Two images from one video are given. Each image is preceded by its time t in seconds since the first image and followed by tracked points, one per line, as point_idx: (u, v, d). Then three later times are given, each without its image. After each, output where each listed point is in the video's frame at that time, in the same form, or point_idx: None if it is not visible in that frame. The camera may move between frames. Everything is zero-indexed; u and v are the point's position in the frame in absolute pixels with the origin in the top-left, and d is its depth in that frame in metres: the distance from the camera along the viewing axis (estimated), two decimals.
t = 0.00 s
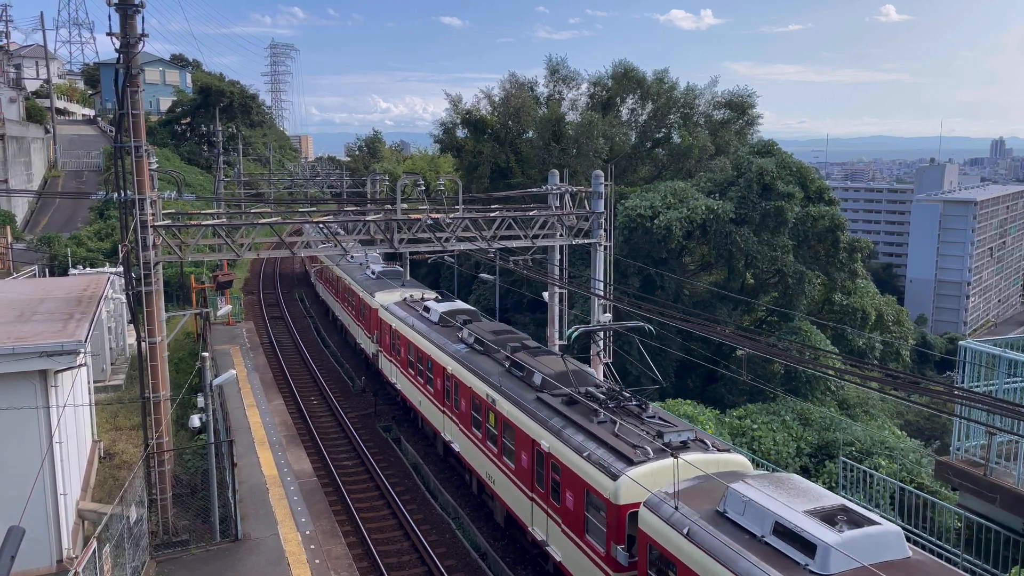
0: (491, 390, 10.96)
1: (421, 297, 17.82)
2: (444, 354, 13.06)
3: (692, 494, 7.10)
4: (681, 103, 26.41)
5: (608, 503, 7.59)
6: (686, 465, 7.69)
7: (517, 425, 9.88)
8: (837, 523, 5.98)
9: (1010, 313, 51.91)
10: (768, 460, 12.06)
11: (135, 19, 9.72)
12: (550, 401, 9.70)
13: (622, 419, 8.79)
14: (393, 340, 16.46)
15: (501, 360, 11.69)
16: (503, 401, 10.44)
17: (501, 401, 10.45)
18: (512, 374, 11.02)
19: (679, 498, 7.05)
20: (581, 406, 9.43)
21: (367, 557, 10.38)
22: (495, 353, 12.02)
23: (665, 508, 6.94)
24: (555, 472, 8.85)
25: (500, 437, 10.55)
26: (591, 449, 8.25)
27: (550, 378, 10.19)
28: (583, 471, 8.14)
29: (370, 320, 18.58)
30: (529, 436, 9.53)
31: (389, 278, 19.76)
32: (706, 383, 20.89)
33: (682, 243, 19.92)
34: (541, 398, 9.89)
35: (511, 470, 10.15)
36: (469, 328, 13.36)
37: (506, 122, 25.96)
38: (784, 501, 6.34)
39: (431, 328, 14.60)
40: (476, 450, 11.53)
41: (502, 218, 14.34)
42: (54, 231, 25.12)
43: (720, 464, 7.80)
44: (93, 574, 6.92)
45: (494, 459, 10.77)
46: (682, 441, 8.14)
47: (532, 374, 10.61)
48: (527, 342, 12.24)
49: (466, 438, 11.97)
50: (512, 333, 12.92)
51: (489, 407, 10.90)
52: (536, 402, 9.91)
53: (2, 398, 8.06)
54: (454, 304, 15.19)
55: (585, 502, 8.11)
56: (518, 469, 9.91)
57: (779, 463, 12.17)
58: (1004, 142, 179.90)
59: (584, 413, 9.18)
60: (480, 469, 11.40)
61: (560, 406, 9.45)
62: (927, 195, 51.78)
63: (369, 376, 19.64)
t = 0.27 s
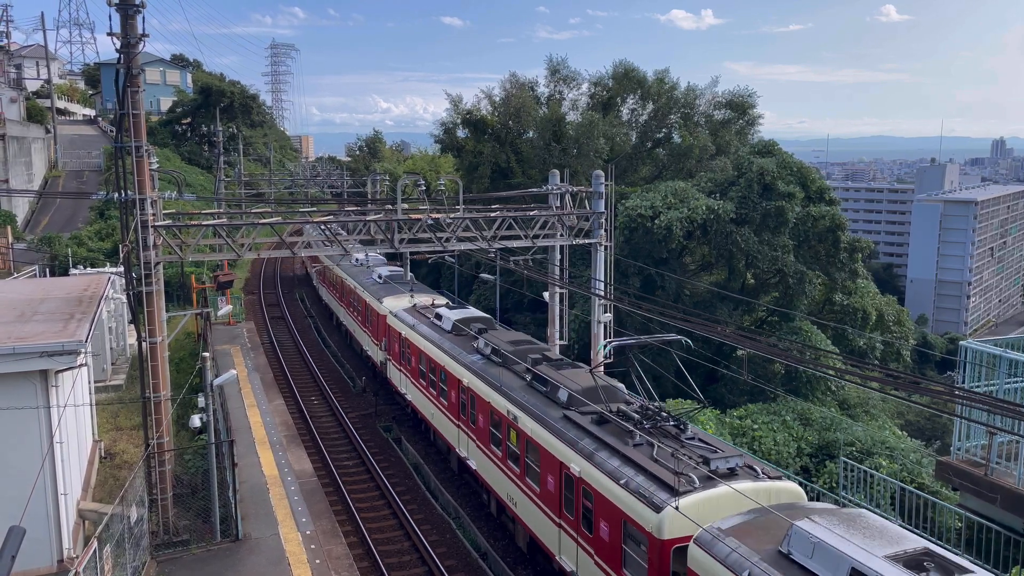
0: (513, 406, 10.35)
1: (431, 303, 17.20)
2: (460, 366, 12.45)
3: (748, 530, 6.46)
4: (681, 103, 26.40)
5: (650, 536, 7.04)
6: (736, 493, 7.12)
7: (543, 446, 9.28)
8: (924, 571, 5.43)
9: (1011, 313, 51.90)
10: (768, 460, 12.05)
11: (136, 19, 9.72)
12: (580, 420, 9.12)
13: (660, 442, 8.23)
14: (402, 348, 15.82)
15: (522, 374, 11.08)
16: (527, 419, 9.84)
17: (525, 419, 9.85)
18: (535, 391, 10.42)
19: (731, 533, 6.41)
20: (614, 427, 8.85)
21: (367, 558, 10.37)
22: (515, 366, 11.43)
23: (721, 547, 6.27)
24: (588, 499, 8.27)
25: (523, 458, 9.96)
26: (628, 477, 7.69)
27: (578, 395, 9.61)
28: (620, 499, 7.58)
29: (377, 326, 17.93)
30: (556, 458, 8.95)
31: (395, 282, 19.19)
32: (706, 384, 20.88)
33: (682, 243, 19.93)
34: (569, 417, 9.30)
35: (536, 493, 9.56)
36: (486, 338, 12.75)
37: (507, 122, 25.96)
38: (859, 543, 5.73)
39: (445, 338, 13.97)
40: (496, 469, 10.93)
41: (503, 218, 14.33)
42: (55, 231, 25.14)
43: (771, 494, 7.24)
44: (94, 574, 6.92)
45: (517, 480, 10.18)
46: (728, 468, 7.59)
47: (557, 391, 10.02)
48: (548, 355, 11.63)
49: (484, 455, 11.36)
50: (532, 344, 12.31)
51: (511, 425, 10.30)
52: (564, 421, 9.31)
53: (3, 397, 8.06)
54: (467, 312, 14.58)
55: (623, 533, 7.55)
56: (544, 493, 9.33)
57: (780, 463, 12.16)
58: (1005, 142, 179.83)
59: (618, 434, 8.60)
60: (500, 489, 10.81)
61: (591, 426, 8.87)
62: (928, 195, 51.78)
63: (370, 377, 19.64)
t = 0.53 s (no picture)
0: (540, 428, 9.58)
1: (443, 310, 16.29)
2: (479, 381, 11.64)
3: None
4: (682, 103, 26.39)
5: None
6: (805, 534, 6.44)
7: (577, 474, 8.53)
8: None
9: (1011, 313, 51.89)
10: (769, 460, 12.05)
11: (137, 19, 9.72)
12: (619, 446, 8.40)
13: (711, 474, 7.54)
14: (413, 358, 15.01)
15: (548, 392, 10.31)
16: (558, 443, 9.06)
17: (556, 443, 9.08)
18: (564, 411, 9.67)
19: None
20: (658, 454, 8.13)
21: (368, 558, 10.38)
22: (540, 383, 10.65)
23: None
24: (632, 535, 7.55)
25: (552, 484, 9.18)
26: (682, 515, 6.99)
27: (615, 418, 8.85)
28: (673, 539, 6.87)
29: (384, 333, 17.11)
30: (593, 488, 8.20)
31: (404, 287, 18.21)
32: (707, 384, 20.87)
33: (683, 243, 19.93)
34: (606, 443, 8.56)
35: (568, 524, 8.79)
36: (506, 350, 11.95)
37: (507, 122, 25.97)
38: None
39: (460, 348, 13.16)
40: (519, 494, 10.16)
41: (503, 218, 14.32)
42: (55, 230, 25.14)
43: (846, 535, 6.58)
44: (94, 573, 6.92)
45: (544, 507, 9.41)
46: (794, 505, 6.90)
47: (591, 412, 9.26)
48: (576, 370, 10.86)
49: (506, 477, 10.59)
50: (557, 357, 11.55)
51: (538, 447, 9.53)
52: (601, 447, 8.56)
53: (3, 397, 8.06)
54: (483, 320, 13.80)
55: None
56: (577, 523, 8.58)
57: (780, 463, 12.16)
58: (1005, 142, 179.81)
59: (663, 464, 7.88)
60: (524, 515, 10.04)
61: (633, 454, 8.15)
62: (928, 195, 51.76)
63: (371, 377, 19.64)
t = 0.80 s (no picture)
0: (567, 448, 8.80)
1: (456, 316, 15.58)
2: (496, 394, 10.84)
3: None
4: (682, 103, 26.38)
5: None
6: None
7: (610, 502, 7.76)
8: None
9: (1012, 313, 51.90)
10: (769, 461, 12.05)
11: (137, 19, 9.72)
12: (658, 471, 7.60)
13: (763, 505, 6.75)
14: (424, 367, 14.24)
15: (574, 408, 9.51)
16: (588, 466, 8.27)
17: (585, 467, 8.28)
18: (593, 429, 8.89)
19: None
20: (701, 481, 7.34)
21: (368, 558, 10.38)
22: (564, 398, 9.86)
23: None
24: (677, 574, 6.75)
25: (582, 510, 8.40)
26: (734, 552, 6.21)
27: (650, 439, 8.05)
28: None
29: (392, 340, 16.35)
30: (630, 518, 7.43)
31: (412, 292, 17.49)
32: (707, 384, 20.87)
33: (683, 243, 19.93)
34: (643, 468, 7.75)
35: (600, 554, 8.02)
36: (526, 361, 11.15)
37: (507, 122, 25.97)
38: None
39: (475, 359, 12.36)
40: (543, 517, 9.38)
41: (504, 218, 14.31)
42: (55, 231, 25.15)
43: None
44: (94, 574, 6.92)
45: (572, 535, 8.65)
46: (864, 543, 6.06)
47: (623, 432, 8.45)
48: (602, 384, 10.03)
49: (528, 499, 9.83)
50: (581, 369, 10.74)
51: (565, 469, 8.75)
52: (637, 473, 7.77)
53: (4, 398, 8.06)
54: (498, 328, 13.03)
55: None
56: (610, 554, 7.84)
57: (781, 463, 12.16)
58: (1006, 142, 179.80)
59: (708, 492, 7.08)
60: (548, 541, 9.30)
61: (674, 480, 7.36)
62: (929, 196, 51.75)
63: (371, 377, 19.63)
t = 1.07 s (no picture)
0: (603, 475, 8.02)
1: (470, 325, 14.91)
2: (519, 413, 10.08)
3: None
4: (684, 103, 26.35)
5: None
6: None
7: (656, 537, 6.98)
8: None
9: (1013, 314, 51.88)
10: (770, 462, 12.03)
11: (138, 20, 9.73)
12: (711, 505, 6.79)
13: (836, 546, 5.93)
14: (438, 379, 13.48)
15: (608, 431, 8.75)
16: (629, 498, 7.50)
17: (626, 498, 7.50)
18: (631, 455, 8.11)
19: None
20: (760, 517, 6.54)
21: (369, 558, 10.38)
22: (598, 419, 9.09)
23: None
24: None
25: (622, 545, 7.62)
26: None
27: (700, 467, 7.25)
28: None
29: (403, 349, 15.62)
30: (680, 559, 6.63)
31: (422, 299, 16.78)
32: (708, 385, 20.86)
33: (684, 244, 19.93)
34: (692, 501, 6.93)
35: None
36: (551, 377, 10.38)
37: (508, 123, 25.99)
38: None
39: (495, 373, 11.57)
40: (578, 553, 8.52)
41: (504, 219, 14.30)
42: (56, 231, 25.17)
43: None
44: (95, 574, 6.92)
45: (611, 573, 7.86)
46: None
47: (666, 459, 7.66)
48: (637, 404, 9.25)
49: (556, 528, 9.05)
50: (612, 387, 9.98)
51: (600, 499, 7.98)
52: (685, 507, 6.97)
53: (4, 398, 8.06)
54: (518, 339, 12.28)
55: None
56: None
57: (782, 464, 12.15)
58: (1006, 143, 179.74)
59: (770, 531, 6.27)
60: (552, 544, 9.21)
61: (730, 516, 6.56)
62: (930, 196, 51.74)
63: (372, 378, 19.63)
